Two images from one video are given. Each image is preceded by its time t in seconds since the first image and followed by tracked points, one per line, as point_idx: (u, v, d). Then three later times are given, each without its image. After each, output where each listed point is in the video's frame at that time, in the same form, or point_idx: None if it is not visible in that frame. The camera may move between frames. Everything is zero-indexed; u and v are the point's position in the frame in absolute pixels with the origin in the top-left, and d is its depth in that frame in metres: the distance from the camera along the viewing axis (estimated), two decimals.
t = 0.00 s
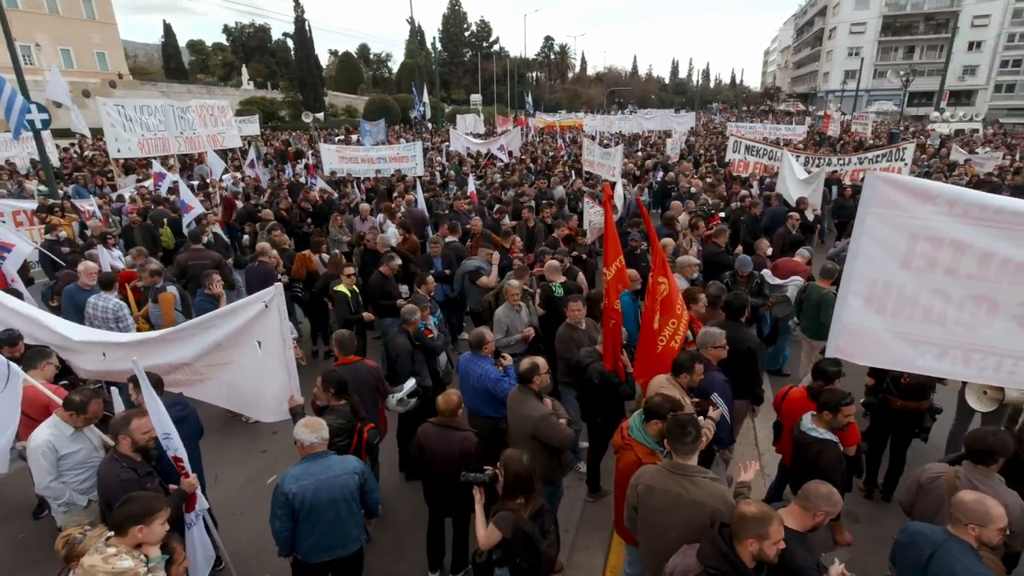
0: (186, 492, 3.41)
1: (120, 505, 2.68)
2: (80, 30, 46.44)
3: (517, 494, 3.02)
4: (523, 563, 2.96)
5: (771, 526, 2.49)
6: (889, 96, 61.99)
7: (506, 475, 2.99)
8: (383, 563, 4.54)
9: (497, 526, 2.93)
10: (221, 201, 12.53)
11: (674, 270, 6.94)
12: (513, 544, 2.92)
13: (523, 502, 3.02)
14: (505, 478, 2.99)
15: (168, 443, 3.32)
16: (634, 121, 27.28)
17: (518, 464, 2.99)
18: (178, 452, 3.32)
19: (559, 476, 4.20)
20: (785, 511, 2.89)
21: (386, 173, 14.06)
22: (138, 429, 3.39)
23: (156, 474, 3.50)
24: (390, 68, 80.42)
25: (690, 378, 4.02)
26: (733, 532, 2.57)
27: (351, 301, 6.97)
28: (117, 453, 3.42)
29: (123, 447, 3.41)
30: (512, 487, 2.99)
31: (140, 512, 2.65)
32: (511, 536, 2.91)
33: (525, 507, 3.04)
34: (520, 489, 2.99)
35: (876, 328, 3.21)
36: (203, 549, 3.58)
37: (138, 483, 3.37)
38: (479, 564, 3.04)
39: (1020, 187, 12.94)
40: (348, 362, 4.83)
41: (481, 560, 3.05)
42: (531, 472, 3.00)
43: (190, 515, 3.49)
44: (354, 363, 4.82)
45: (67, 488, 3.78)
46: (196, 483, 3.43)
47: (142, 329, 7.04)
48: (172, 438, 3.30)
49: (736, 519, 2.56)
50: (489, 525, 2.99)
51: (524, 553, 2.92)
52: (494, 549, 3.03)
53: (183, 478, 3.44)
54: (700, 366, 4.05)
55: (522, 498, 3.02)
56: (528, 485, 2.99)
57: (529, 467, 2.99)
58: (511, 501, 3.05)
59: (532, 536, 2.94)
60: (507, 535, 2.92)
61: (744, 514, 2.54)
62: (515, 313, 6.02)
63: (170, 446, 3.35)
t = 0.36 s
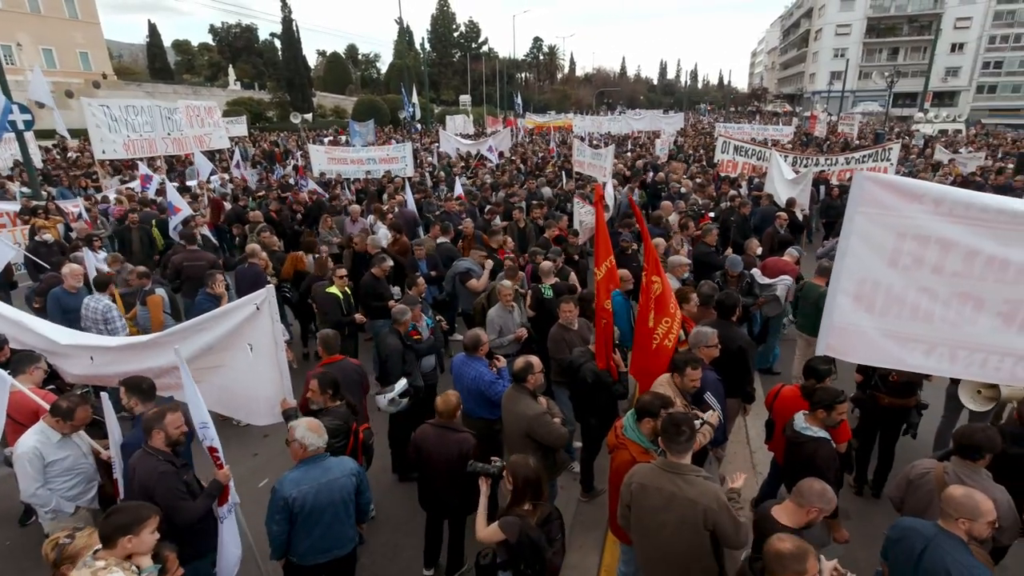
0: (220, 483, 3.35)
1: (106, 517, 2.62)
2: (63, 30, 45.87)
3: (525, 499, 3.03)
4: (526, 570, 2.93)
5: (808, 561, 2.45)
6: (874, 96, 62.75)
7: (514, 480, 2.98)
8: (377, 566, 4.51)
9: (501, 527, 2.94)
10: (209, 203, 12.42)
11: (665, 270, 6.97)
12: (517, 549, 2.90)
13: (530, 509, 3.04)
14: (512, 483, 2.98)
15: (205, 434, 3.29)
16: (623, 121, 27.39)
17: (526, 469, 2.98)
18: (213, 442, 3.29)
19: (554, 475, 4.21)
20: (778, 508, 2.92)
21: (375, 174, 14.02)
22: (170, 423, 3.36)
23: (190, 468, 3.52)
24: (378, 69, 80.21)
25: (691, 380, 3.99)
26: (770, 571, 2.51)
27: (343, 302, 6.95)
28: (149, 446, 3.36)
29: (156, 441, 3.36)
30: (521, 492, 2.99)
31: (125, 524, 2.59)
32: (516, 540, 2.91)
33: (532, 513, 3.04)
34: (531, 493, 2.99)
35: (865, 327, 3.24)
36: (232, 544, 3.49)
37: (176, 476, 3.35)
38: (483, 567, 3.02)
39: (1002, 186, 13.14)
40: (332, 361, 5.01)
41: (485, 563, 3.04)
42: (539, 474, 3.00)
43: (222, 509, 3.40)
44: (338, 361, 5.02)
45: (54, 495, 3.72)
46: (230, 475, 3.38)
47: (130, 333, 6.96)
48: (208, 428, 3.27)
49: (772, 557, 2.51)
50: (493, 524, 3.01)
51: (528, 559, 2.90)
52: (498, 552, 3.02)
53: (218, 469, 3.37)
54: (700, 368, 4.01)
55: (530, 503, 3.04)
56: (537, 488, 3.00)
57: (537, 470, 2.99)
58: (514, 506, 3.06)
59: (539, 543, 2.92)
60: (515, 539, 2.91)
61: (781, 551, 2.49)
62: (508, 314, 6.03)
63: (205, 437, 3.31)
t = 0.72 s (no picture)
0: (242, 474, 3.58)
1: (88, 532, 2.58)
2: (49, 29, 45.35)
3: (530, 497, 3.03)
4: (532, 566, 2.97)
5: None
6: (863, 97, 63.21)
7: (520, 479, 2.97)
8: (370, 567, 4.48)
9: (506, 526, 2.93)
10: (198, 203, 12.33)
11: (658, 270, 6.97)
12: (523, 546, 2.92)
13: (535, 506, 3.04)
14: (518, 482, 2.97)
15: (230, 424, 3.66)
16: (615, 121, 27.42)
17: (530, 466, 2.96)
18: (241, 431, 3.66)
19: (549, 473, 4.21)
20: (773, 507, 2.92)
21: (367, 174, 13.95)
22: (195, 415, 3.45)
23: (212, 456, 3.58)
24: (369, 69, 79.89)
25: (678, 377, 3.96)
26: None
27: (336, 303, 6.90)
28: (176, 437, 3.44)
29: (179, 432, 3.44)
30: (526, 490, 2.98)
31: (109, 539, 2.55)
32: (523, 538, 2.91)
33: (538, 511, 3.05)
34: (536, 491, 2.99)
35: (857, 325, 3.25)
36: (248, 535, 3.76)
37: (199, 465, 3.44)
38: (483, 563, 2.98)
39: (990, 186, 13.26)
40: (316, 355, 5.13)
41: (485, 558, 3.00)
42: (542, 471, 2.98)
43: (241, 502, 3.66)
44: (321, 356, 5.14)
45: (36, 502, 3.66)
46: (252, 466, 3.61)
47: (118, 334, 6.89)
48: (235, 418, 3.66)
49: None
50: (498, 521, 2.99)
51: (534, 555, 2.93)
52: (499, 548, 3.01)
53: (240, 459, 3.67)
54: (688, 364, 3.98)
55: (535, 501, 3.04)
56: (542, 485, 3.00)
57: (540, 467, 2.97)
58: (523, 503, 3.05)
59: (545, 539, 2.95)
60: (523, 536, 2.91)
61: None
62: (501, 314, 6.00)
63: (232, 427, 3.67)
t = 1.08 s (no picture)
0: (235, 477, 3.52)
1: (76, 538, 2.56)
2: (38, 28, 44.98)
3: (528, 491, 3.05)
4: (529, 558, 2.96)
5: None
6: (855, 96, 63.54)
7: (518, 473, 2.98)
8: (364, 568, 4.48)
9: (505, 518, 2.93)
10: (190, 204, 12.26)
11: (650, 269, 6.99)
12: (521, 539, 2.92)
13: (533, 500, 3.05)
14: (516, 476, 2.98)
15: (234, 415, 3.76)
16: (608, 120, 27.46)
17: (528, 460, 2.97)
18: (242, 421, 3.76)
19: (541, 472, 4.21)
20: (764, 503, 2.93)
21: (360, 174, 13.91)
22: (200, 409, 3.55)
23: (209, 450, 3.68)
24: (362, 68, 79.63)
25: (662, 370, 3.95)
26: None
27: (328, 303, 6.87)
28: (182, 429, 3.61)
29: (185, 424, 3.59)
30: (525, 483, 3.00)
31: (98, 544, 2.53)
32: (521, 531, 2.93)
33: (536, 504, 3.06)
34: (534, 485, 3.01)
35: (846, 323, 3.27)
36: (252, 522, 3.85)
37: (190, 459, 3.55)
38: (480, 556, 3.00)
39: (979, 184, 13.37)
40: (304, 353, 5.12)
41: (483, 552, 3.02)
42: (540, 464, 2.99)
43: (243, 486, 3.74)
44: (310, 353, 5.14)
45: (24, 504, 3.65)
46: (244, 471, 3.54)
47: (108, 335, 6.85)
48: (238, 408, 3.78)
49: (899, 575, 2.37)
50: (496, 513, 2.99)
51: (531, 548, 2.94)
52: (496, 542, 3.00)
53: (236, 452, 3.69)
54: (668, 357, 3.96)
55: (533, 494, 3.06)
56: (540, 478, 3.01)
57: (538, 461, 2.98)
58: (519, 497, 3.06)
59: (544, 533, 2.96)
60: (520, 530, 2.92)
61: None
62: (494, 314, 6.00)
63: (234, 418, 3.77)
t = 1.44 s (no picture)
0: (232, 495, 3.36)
1: (62, 538, 2.55)
2: (26, 29, 44.64)
3: (524, 488, 3.05)
4: (524, 555, 2.99)
5: (986, 564, 2.32)
6: (846, 95, 63.93)
7: (513, 469, 2.99)
8: (356, 567, 4.49)
9: (500, 515, 2.94)
10: (181, 205, 12.20)
11: (642, 267, 7.02)
12: (517, 536, 2.93)
13: (528, 497, 3.06)
14: (511, 473, 2.99)
15: (234, 415, 3.81)
16: (601, 120, 27.51)
17: (522, 457, 2.99)
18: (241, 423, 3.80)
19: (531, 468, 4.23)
20: (751, 497, 2.97)
21: (352, 175, 13.88)
22: (201, 409, 3.57)
23: (205, 450, 3.69)
24: (355, 69, 79.44)
25: (634, 366, 3.93)
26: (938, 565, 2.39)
27: (320, 305, 6.86)
28: (181, 428, 3.62)
29: (185, 423, 3.61)
30: (520, 481, 3.01)
31: (84, 542, 2.54)
32: (516, 528, 2.94)
33: (531, 502, 3.08)
34: (530, 483, 3.03)
35: (834, 319, 3.29)
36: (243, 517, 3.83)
37: (185, 457, 3.56)
38: (475, 555, 2.93)
39: (968, 182, 13.50)
40: (294, 350, 5.16)
41: (477, 550, 2.96)
42: (535, 461, 3.01)
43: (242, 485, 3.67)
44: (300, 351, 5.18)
45: (15, 509, 3.61)
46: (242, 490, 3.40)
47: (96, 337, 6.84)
48: (238, 408, 3.80)
49: (941, 550, 2.39)
50: (492, 511, 3.01)
51: (527, 545, 2.96)
52: (491, 539, 3.03)
53: (234, 453, 3.77)
54: (639, 352, 3.94)
55: (528, 493, 3.07)
56: (536, 475, 3.02)
57: (532, 458, 3.00)
58: (513, 493, 3.07)
59: (538, 530, 2.97)
60: (515, 527, 2.94)
61: (955, 549, 2.37)
62: (486, 314, 6.01)
63: (234, 419, 3.84)
